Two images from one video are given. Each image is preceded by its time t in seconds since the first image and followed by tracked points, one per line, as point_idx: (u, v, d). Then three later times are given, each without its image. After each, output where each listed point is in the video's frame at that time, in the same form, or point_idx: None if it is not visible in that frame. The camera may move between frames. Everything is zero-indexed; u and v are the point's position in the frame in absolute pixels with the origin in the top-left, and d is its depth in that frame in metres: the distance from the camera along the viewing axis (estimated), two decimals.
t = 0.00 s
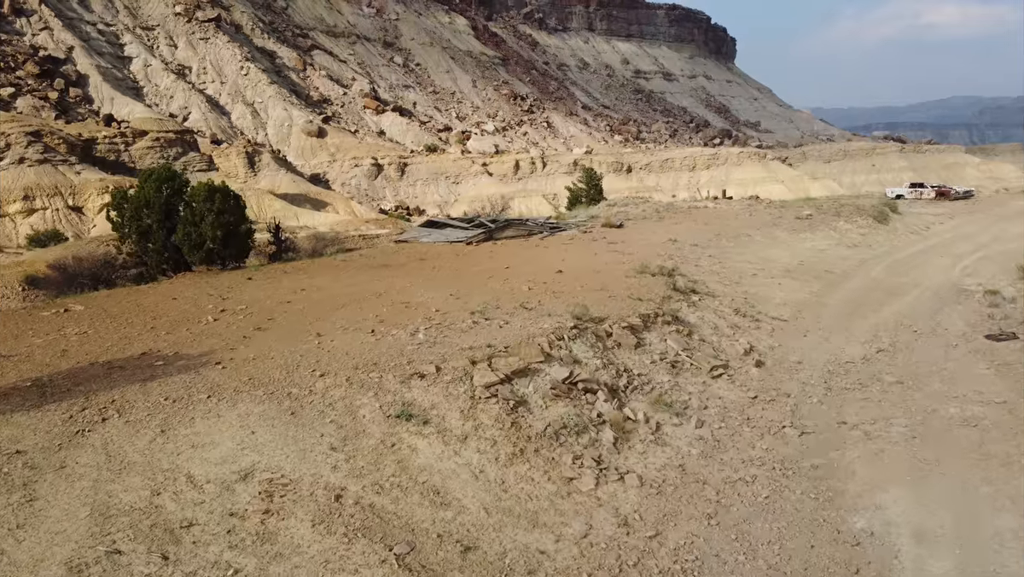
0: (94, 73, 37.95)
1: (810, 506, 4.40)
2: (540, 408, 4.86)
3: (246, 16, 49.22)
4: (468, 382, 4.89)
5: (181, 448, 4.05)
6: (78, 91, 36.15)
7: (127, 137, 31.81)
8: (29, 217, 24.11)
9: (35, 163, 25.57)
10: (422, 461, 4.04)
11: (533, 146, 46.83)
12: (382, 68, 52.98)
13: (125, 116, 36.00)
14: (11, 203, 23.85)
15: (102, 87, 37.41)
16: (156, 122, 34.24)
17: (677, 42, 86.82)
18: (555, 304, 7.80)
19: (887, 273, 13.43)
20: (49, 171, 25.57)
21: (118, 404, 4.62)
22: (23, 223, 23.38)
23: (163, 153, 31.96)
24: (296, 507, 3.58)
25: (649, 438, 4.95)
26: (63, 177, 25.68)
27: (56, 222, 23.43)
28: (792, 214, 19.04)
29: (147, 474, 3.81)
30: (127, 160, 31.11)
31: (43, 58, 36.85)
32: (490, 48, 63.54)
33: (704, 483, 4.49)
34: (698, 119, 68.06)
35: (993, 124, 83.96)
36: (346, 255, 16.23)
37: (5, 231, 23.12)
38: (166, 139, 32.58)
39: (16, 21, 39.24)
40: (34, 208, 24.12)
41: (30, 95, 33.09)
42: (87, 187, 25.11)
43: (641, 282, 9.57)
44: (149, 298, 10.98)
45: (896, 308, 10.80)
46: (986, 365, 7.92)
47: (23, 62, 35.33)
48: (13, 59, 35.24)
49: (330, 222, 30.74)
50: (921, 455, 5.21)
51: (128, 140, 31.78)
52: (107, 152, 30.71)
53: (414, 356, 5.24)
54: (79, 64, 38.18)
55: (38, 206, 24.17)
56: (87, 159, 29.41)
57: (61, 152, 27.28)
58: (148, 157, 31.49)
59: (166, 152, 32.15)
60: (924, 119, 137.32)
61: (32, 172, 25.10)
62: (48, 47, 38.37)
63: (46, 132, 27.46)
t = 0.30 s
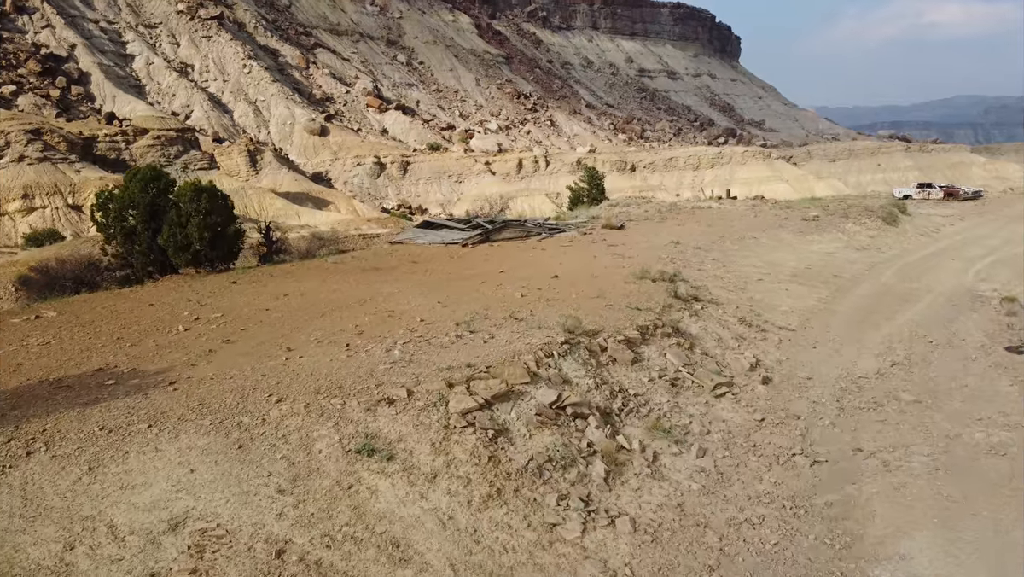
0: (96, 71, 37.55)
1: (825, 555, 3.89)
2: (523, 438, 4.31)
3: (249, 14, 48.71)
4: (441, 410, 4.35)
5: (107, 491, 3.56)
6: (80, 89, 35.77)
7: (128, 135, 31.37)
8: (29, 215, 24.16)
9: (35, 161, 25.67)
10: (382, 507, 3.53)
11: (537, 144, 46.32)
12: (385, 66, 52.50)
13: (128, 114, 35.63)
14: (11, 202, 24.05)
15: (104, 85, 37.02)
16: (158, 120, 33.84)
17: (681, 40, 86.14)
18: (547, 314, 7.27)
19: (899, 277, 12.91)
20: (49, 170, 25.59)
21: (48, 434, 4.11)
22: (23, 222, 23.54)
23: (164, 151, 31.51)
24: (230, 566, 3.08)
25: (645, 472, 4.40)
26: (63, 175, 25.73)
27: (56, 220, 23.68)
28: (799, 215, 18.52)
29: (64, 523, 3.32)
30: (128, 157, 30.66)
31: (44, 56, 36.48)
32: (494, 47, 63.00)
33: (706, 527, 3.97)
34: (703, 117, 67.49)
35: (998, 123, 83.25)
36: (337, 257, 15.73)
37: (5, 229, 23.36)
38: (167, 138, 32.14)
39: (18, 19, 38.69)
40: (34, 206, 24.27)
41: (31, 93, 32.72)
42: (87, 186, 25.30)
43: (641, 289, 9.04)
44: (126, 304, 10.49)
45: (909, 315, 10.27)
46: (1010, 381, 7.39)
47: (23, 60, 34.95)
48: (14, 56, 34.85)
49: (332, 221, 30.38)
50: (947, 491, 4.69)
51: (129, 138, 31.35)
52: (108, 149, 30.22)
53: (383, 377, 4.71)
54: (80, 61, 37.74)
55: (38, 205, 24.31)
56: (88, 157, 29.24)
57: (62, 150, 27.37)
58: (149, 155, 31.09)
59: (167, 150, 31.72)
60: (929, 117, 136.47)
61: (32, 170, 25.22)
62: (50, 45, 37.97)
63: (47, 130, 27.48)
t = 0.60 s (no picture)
0: (135, 71, 37.79)
1: None
2: (534, 475, 3.85)
3: (285, 14, 48.76)
4: (443, 441, 3.90)
5: (62, 534, 3.17)
6: (118, 88, 36.00)
7: (163, 134, 31.53)
8: (66, 213, 24.38)
9: (72, 159, 26.01)
10: (367, 560, 3.09)
11: (570, 143, 45.78)
12: (419, 65, 52.32)
13: (165, 113, 35.85)
14: (49, 199, 24.35)
15: (142, 84, 37.26)
16: (195, 118, 33.93)
17: (717, 39, 84.90)
18: (569, 327, 6.79)
19: (948, 286, 12.22)
20: (86, 168, 25.88)
21: (9, 463, 3.73)
22: (61, 219, 23.79)
23: (199, 149, 31.60)
24: None
25: (671, 515, 3.92)
26: (99, 173, 26.02)
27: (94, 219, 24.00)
28: (839, 218, 17.81)
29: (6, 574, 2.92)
30: (164, 156, 30.77)
31: (83, 55, 36.82)
32: (528, 46, 62.55)
33: None
34: (739, 116, 66.39)
35: None
36: (361, 258, 15.40)
37: (43, 226, 23.66)
38: (203, 137, 32.10)
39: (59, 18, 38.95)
40: (72, 204, 24.52)
41: (70, 92, 33.00)
42: (123, 183, 25.63)
43: (672, 298, 8.53)
44: (141, 307, 10.23)
45: (960, 328, 9.63)
46: None
47: (63, 59, 35.29)
48: (55, 55, 35.18)
49: (363, 220, 30.28)
50: (1015, 542, 4.16)
51: (164, 137, 31.50)
52: (144, 148, 30.39)
53: (382, 401, 4.28)
54: (119, 61, 38.03)
55: (75, 202, 24.59)
56: (125, 155, 29.38)
57: (99, 148, 27.66)
58: (185, 153, 31.10)
59: (202, 148, 31.79)
60: (970, 117, 133.30)
61: (69, 168, 25.52)
62: (89, 44, 38.28)
63: (84, 128, 27.78)
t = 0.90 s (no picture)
0: (177, 71, 38.24)
1: None
2: (552, 505, 3.51)
3: (325, 15, 49.02)
4: (453, 466, 3.59)
5: (32, 564, 2.92)
6: (161, 88, 36.45)
7: (205, 134, 31.80)
8: (108, 211, 24.74)
9: (115, 158, 26.33)
10: None
11: (607, 143, 45.32)
12: (457, 66, 52.26)
13: (207, 113, 36.18)
14: (92, 197, 24.68)
15: (184, 85, 37.67)
16: (235, 118, 34.19)
17: (758, 38, 83.55)
18: (598, 336, 6.45)
19: (1001, 293, 11.62)
20: (128, 167, 26.18)
21: None
22: (103, 217, 24.17)
23: (240, 149, 31.72)
24: None
25: (702, 550, 3.57)
26: (141, 172, 26.32)
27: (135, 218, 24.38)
28: (885, 221, 17.17)
29: None
30: (205, 156, 31.03)
31: (128, 56, 37.33)
32: (566, 46, 62.14)
33: None
34: (780, 116, 65.21)
35: None
36: (390, 259, 15.21)
37: (85, 224, 24.06)
38: (243, 137, 32.18)
39: (103, 19, 39.62)
40: (114, 202, 24.87)
41: (114, 92, 33.44)
42: (164, 182, 25.93)
43: (707, 306, 8.15)
44: (166, 308, 10.12)
45: (1017, 340, 9.07)
46: None
47: (108, 59, 35.79)
48: (100, 56, 35.69)
49: (399, 220, 30.25)
50: None
51: (206, 137, 31.76)
52: (186, 148, 30.71)
53: (390, 419, 3.97)
54: (162, 62, 38.52)
55: (117, 200, 24.91)
56: (167, 154, 29.60)
57: (141, 148, 27.91)
58: (225, 153, 31.25)
59: (243, 148, 31.90)
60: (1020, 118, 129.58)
61: (111, 167, 25.81)
62: (134, 45, 38.82)
63: (127, 128, 28.05)
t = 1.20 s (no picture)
0: (189, 70, 38.16)
1: None
2: (549, 534, 3.23)
3: (337, 14, 48.85)
4: (442, 491, 3.30)
5: None
6: (173, 87, 36.38)
7: (216, 133, 31.64)
8: (119, 209, 24.67)
9: (126, 156, 26.23)
10: None
11: (618, 142, 44.95)
12: (469, 64, 51.96)
13: (218, 112, 36.11)
14: (102, 195, 24.70)
15: (196, 83, 37.60)
16: (247, 117, 34.05)
17: (771, 37, 82.88)
18: (605, 344, 6.16)
19: None
20: (139, 165, 26.07)
21: None
22: (113, 216, 24.07)
23: (251, 148, 31.53)
24: None
25: None
26: (152, 170, 26.20)
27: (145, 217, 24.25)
28: (902, 223, 16.76)
29: None
30: (216, 154, 30.86)
31: (140, 55, 37.30)
32: (578, 44, 61.77)
33: None
34: (793, 115, 64.61)
35: None
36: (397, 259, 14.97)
37: (96, 223, 23.97)
38: (253, 135, 31.93)
39: (116, 18, 39.57)
40: (125, 200, 24.75)
41: (127, 91, 33.39)
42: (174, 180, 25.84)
43: (719, 311, 7.83)
44: (165, 310, 9.90)
45: None
46: None
47: (120, 58, 35.77)
48: (112, 55, 35.67)
49: (409, 219, 30.03)
50: None
51: (217, 136, 31.60)
52: (197, 147, 30.58)
53: (377, 438, 3.69)
54: (174, 60, 38.45)
55: (128, 199, 24.76)
56: (178, 152, 29.48)
57: (152, 146, 27.77)
58: (235, 151, 31.09)
59: (254, 147, 31.70)
60: None
61: (122, 165, 25.71)
62: (146, 44, 38.77)
63: (138, 126, 27.94)
